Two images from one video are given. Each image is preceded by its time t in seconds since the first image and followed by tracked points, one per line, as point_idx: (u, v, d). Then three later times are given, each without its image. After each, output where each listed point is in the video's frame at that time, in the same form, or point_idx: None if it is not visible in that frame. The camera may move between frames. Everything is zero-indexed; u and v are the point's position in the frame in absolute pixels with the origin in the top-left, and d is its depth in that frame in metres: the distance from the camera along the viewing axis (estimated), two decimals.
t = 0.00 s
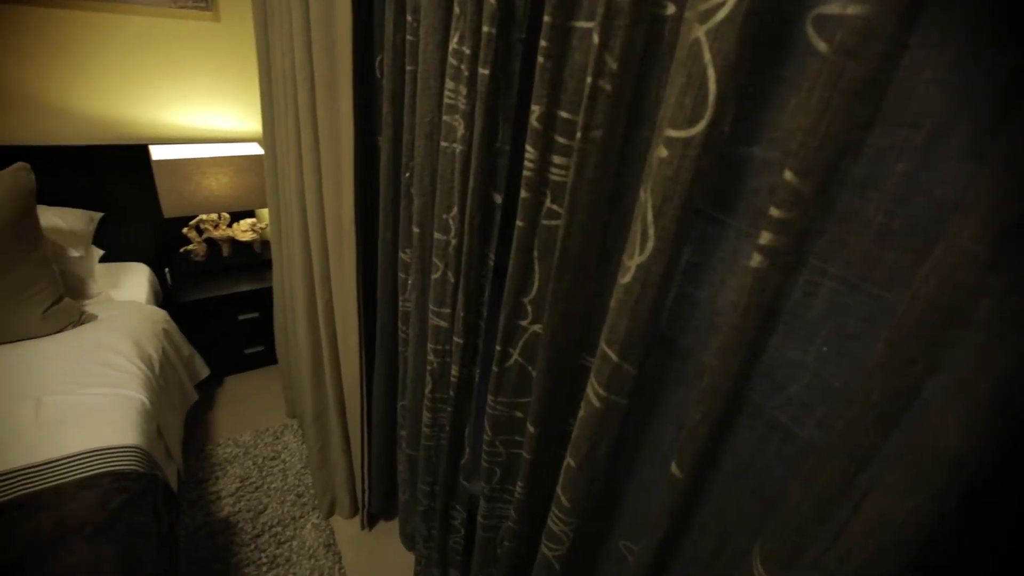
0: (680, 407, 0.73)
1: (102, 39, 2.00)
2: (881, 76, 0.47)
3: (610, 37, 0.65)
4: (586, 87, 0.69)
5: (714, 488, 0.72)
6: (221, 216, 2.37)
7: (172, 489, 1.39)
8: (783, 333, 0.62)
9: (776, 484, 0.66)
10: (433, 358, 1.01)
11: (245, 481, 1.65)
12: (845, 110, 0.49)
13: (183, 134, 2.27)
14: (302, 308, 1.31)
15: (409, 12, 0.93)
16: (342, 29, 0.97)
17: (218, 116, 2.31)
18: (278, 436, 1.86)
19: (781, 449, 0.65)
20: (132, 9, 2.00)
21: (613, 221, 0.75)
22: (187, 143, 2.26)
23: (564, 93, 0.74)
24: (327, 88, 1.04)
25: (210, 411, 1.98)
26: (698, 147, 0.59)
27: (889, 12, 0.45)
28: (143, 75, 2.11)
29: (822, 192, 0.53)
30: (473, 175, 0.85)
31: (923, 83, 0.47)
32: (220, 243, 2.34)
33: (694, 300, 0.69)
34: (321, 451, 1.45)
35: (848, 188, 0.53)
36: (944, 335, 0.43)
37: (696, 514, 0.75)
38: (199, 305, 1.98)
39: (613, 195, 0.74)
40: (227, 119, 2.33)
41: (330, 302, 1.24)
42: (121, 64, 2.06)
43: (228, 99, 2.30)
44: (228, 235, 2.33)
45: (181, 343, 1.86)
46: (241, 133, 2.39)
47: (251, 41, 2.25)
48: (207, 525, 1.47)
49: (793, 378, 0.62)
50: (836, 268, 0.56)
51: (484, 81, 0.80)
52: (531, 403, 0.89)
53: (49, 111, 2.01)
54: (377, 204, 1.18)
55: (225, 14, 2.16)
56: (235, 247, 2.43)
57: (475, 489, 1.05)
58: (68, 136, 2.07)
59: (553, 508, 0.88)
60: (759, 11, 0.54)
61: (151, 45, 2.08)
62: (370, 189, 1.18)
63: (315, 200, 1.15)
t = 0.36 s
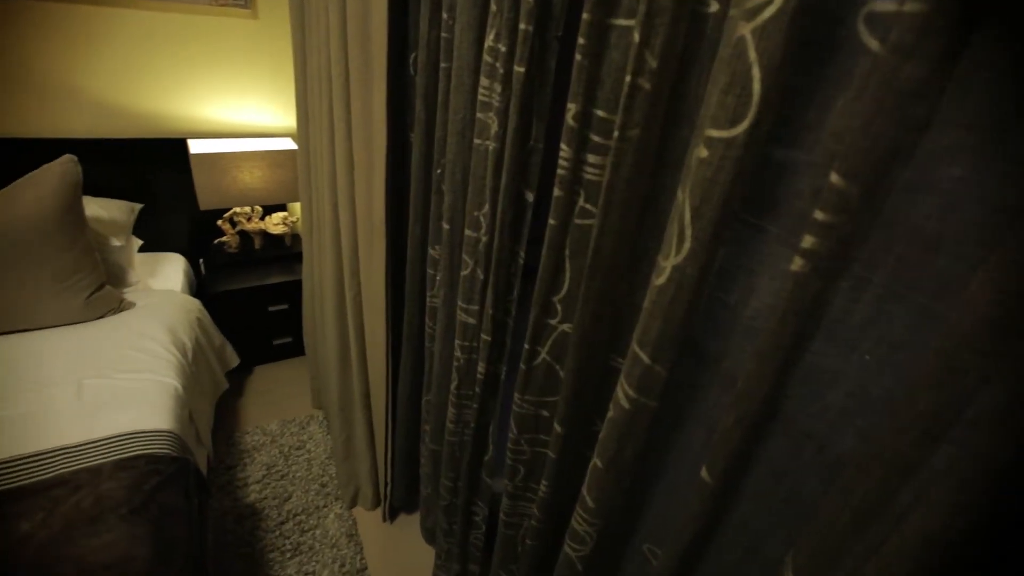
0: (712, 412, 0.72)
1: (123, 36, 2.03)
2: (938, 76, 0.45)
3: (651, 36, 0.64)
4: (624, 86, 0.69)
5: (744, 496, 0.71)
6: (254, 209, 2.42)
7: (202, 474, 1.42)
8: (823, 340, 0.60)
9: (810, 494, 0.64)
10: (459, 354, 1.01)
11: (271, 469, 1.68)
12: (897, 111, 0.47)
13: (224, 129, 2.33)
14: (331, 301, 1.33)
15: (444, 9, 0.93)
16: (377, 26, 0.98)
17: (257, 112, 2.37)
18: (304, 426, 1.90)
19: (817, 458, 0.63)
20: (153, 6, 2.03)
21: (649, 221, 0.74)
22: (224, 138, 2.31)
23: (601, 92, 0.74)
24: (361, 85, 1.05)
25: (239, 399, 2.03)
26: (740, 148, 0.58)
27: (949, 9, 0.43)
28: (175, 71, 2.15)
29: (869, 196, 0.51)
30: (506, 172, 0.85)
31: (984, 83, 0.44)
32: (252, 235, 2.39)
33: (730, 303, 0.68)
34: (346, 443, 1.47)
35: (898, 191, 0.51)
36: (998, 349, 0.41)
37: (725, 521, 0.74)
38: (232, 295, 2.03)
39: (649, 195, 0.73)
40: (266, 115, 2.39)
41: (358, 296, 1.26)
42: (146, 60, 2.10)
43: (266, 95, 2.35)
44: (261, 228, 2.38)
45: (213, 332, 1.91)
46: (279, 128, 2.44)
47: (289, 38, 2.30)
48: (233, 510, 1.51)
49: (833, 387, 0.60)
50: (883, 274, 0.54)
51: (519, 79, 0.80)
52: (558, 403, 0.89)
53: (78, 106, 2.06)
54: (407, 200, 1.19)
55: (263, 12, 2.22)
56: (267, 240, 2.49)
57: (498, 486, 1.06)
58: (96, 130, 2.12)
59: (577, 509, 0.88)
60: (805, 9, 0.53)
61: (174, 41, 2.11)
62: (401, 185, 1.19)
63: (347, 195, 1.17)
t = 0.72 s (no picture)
0: (744, 418, 0.71)
1: (157, 31, 2.08)
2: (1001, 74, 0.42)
3: (693, 33, 0.63)
4: (664, 85, 0.68)
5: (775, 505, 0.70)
6: (286, 203, 2.46)
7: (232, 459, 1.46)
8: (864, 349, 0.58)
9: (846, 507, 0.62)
10: (487, 351, 1.02)
11: (296, 457, 1.72)
12: (955, 112, 0.45)
13: (258, 124, 2.38)
14: (360, 295, 1.35)
15: (480, 6, 0.94)
16: (412, 22, 0.99)
17: (291, 106, 2.41)
18: (329, 417, 1.93)
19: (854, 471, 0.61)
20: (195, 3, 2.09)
21: (685, 222, 0.74)
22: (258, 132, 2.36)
23: (639, 91, 0.73)
24: (396, 81, 1.06)
25: (267, 388, 2.07)
26: (785, 149, 0.57)
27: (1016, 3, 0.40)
28: (211, 66, 2.20)
29: (922, 200, 0.49)
30: (540, 169, 0.86)
31: None
32: (284, 228, 2.44)
33: (767, 308, 0.67)
34: (370, 435, 1.49)
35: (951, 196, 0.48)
36: None
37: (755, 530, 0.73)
38: (264, 287, 2.07)
39: (686, 196, 0.73)
40: (300, 109, 2.43)
41: (387, 290, 1.27)
42: (180, 55, 2.14)
43: (300, 90, 2.40)
44: (292, 222, 2.43)
45: (244, 321, 1.96)
46: (312, 123, 2.49)
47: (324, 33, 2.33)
48: (260, 496, 1.55)
49: (873, 398, 0.57)
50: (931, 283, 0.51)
51: (556, 77, 0.80)
52: (585, 402, 0.89)
53: (116, 100, 2.12)
54: (438, 196, 1.20)
55: (300, 9, 2.26)
56: (297, 233, 2.53)
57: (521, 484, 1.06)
58: (133, 123, 2.18)
59: (602, 509, 0.87)
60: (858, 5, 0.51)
61: (208, 36, 2.15)
62: (432, 181, 1.20)
63: (378, 190, 1.18)
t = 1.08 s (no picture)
0: (779, 426, 0.69)
1: (168, 27, 2.10)
2: None
3: (737, 32, 0.62)
4: (705, 84, 0.67)
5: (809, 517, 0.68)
6: (318, 197, 2.52)
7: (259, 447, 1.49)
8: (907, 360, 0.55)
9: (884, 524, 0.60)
10: (513, 349, 1.02)
11: (321, 448, 1.75)
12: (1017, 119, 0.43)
13: (292, 119, 2.43)
14: (388, 289, 1.36)
15: (516, 4, 0.94)
16: (447, 20, 1.00)
17: (325, 102, 2.45)
18: (354, 410, 1.96)
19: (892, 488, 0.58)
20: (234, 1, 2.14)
21: (723, 224, 0.73)
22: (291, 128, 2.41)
23: (677, 90, 0.73)
24: (429, 78, 1.07)
25: (295, 379, 2.12)
26: (831, 151, 0.55)
27: None
28: (247, 62, 2.25)
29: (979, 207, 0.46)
30: (573, 168, 0.86)
31: None
32: (314, 222, 2.49)
33: (806, 313, 0.65)
34: (394, 428, 1.51)
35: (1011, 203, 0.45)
36: None
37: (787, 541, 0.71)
38: (294, 279, 2.11)
39: (723, 197, 0.72)
40: (333, 105, 2.47)
41: (414, 286, 1.28)
42: (217, 51, 2.20)
43: (333, 86, 2.43)
44: (323, 216, 2.48)
45: (273, 312, 2.00)
46: (344, 119, 2.52)
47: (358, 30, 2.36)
48: (285, 484, 1.58)
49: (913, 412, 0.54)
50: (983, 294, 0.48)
51: (591, 76, 0.79)
52: (612, 403, 0.89)
53: (156, 95, 2.19)
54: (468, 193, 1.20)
55: (335, 7, 2.29)
56: (327, 228, 2.58)
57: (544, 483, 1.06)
58: (172, 118, 2.24)
59: (627, 512, 0.87)
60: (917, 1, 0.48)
61: (244, 33, 2.20)
62: (462, 178, 1.20)
63: (409, 186, 1.19)
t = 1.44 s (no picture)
0: (815, 435, 0.68)
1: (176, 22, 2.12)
2: None
3: (783, 31, 0.61)
4: (748, 84, 0.66)
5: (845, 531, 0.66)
6: (348, 192, 2.54)
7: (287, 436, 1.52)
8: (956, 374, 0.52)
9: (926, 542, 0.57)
10: (541, 347, 1.02)
11: (346, 439, 1.78)
12: None
13: (326, 114, 2.47)
14: (417, 285, 1.37)
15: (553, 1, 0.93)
16: (483, 17, 1.00)
17: (358, 98, 2.47)
18: (379, 403, 1.98)
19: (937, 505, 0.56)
20: None
21: (762, 227, 0.71)
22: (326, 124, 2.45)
23: (718, 90, 0.72)
24: (463, 74, 1.07)
25: (323, 371, 2.16)
26: (881, 154, 0.53)
27: None
28: (283, 58, 2.29)
29: None
30: (607, 167, 0.86)
31: None
32: (345, 217, 2.53)
33: (847, 321, 0.63)
34: (419, 423, 1.52)
35: None
36: None
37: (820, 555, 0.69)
38: (325, 272, 2.15)
39: (764, 200, 0.70)
40: (366, 101, 2.49)
41: (443, 282, 1.29)
42: (254, 48, 2.24)
43: (367, 83, 2.45)
44: (353, 211, 2.51)
45: (303, 304, 2.04)
46: (378, 116, 2.54)
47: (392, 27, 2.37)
48: (311, 473, 1.62)
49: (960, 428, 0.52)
50: None
51: (629, 74, 0.79)
52: (642, 405, 0.90)
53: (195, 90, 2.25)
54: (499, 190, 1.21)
55: (371, 4, 2.31)
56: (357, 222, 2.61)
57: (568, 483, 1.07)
58: (210, 112, 2.30)
59: (653, 515, 0.87)
60: None
61: (282, 30, 2.24)
62: (494, 175, 1.21)
63: (440, 183, 1.20)
